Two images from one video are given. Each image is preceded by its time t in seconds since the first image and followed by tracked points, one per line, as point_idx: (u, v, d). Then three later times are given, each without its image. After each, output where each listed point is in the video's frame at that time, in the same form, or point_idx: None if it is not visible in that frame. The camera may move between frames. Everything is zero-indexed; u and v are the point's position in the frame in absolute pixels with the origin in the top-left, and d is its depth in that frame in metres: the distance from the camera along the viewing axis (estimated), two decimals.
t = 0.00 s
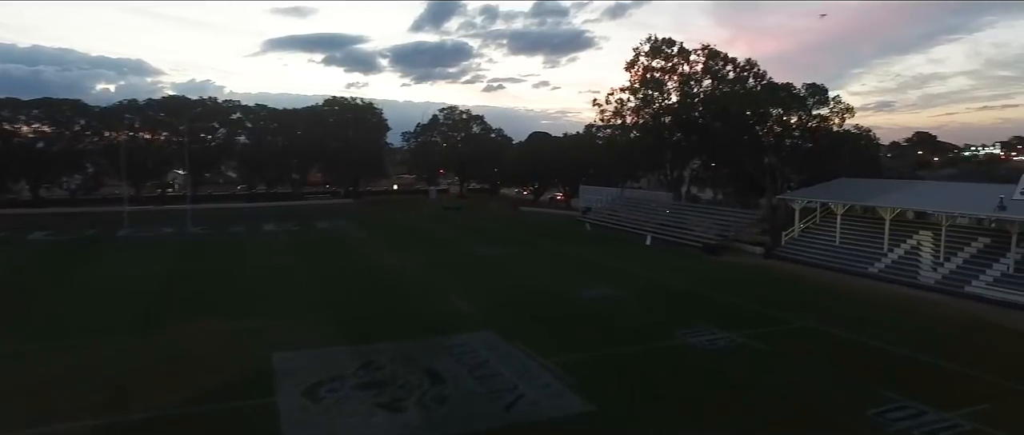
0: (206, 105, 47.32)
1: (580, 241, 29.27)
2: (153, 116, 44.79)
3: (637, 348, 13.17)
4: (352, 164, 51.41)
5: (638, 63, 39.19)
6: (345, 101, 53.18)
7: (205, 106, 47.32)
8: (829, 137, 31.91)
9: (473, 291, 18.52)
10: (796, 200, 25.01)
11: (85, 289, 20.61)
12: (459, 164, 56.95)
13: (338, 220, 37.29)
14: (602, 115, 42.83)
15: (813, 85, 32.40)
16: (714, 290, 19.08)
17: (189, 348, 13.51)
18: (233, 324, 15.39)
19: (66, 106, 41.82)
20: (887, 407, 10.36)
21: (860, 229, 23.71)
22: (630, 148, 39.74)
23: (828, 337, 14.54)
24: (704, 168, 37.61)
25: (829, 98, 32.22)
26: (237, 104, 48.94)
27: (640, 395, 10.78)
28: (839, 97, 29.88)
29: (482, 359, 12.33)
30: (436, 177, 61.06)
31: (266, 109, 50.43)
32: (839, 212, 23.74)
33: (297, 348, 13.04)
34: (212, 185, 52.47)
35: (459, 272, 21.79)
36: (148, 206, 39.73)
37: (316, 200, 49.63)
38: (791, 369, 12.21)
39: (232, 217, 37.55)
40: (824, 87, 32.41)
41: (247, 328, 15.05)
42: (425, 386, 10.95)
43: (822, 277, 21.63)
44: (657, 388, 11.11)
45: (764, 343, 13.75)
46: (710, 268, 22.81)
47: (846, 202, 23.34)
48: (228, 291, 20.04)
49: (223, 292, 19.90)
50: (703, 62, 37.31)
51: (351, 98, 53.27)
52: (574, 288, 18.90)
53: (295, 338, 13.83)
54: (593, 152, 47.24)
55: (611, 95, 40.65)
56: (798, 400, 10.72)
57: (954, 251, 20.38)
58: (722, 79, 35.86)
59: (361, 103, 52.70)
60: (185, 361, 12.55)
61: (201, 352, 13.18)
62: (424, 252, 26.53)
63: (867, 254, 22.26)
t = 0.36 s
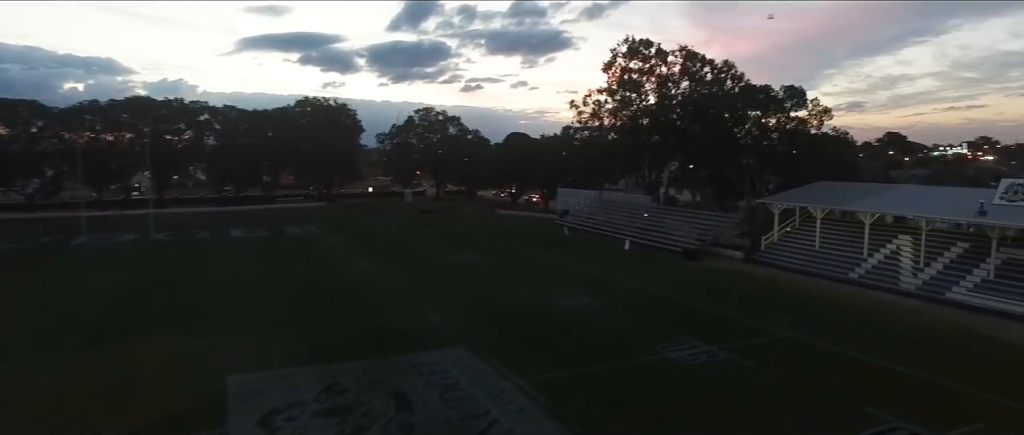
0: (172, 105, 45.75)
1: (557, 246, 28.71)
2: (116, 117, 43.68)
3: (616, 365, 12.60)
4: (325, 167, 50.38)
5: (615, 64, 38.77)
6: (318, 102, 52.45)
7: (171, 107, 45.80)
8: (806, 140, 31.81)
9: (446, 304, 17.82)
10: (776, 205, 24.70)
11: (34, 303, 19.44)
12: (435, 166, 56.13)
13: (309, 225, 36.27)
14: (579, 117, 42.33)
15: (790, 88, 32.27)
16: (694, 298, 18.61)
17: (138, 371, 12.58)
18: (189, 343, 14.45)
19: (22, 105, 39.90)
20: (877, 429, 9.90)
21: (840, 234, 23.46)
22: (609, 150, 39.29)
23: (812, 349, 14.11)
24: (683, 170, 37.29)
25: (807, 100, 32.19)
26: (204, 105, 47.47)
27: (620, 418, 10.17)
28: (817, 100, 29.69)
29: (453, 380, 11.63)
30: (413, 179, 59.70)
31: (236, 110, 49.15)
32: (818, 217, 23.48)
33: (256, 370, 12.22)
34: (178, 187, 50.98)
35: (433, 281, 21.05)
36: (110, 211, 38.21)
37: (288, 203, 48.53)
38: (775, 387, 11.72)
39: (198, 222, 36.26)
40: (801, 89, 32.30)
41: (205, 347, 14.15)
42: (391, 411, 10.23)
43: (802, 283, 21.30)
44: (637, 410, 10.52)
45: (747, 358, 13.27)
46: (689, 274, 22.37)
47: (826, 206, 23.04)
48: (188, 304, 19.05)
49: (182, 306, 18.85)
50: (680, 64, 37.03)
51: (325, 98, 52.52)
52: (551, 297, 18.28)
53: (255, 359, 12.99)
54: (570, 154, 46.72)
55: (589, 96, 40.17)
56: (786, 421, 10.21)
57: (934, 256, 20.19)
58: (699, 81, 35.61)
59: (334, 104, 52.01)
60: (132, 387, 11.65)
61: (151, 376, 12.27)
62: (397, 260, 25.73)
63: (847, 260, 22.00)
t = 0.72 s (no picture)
0: (139, 107, 44.22)
1: (535, 252, 28.06)
2: (78, 120, 41.60)
3: (595, 384, 12.00)
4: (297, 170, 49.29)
5: (594, 64, 38.26)
6: (290, 103, 51.57)
7: (137, 108, 44.09)
8: (786, 142, 31.58)
9: (418, 317, 17.10)
10: (756, 209, 24.34)
11: None
12: (411, 167, 55.25)
13: (280, 229, 35.20)
14: (557, 118, 41.74)
15: (769, 89, 31.96)
16: (675, 308, 18.10)
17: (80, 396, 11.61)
18: (141, 363, 13.49)
19: None
20: None
21: (821, 239, 23.16)
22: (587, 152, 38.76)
23: (796, 363, 13.66)
24: (661, 173, 36.90)
25: (787, 103, 31.95)
26: (171, 106, 46.07)
27: None
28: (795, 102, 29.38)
29: (423, 404, 10.90)
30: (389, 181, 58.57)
31: (204, 111, 47.92)
32: (799, 221, 23.15)
33: (210, 395, 11.36)
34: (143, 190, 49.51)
35: (406, 291, 20.25)
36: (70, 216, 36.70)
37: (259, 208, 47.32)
38: (761, 406, 11.20)
39: (163, 227, 34.95)
40: (779, 90, 31.96)
41: (158, 368, 13.21)
42: None
43: (784, 289, 20.91)
44: None
45: (730, 374, 12.76)
46: (670, 282, 21.88)
47: (807, 211, 22.71)
48: (145, 318, 18.02)
49: (137, 320, 17.81)
50: (658, 65, 36.64)
51: (298, 100, 51.68)
52: (528, 309, 17.61)
53: (209, 382, 12.12)
54: (548, 156, 46.13)
55: (567, 98, 39.58)
56: None
57: (916, 261, 19.91)
58: (678, 82, 35.25)
59: (307, 105, 51.19)
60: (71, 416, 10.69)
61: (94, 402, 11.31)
62: (370, 267, 24.88)
63: (828, 265, 21.68)
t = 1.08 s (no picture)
0: (102, 108, 42.53)
1: (512, 259, 27.39)
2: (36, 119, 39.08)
3: (572, 406, 11.37)
4: (269, 173, 48.24)
5: (571, 66, 37.70)
6: (261, 105, 50.74)
7: (99, 110, 42.42)
8: (765, 144, 31.33)
9: (389, 332, 16.34)
10: (736, 214, 23.93)
11: None
12: (386, 170, 54.29)
13: (248, 235, 34.07)
14: (535, 120, 41.10)
15: (750, 92, 31.65)
16: (655, 318, 17.57)
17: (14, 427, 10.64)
18: (86, 388, 12.52)
19: None
20: None
21: (802, 243, 22.83)
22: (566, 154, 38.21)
23: (781, 377, 13.19)
24: (640, 176, 36.48)
25: (767, 106, 31.65)
26: (136, 107, 44.59)
27: None
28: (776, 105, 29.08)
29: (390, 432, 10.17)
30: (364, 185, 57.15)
31: (171, 112, 46.58)
32: (779, 227, 22.77)
33: (159, 426, 10.51)
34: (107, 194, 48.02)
35: (377, 303, 19.47)
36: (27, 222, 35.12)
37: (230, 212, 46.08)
38: (747, 428, 10.66)
39: (126, 234, 33.62)
40: (760, 94, 31.64)
41: (105, 393, 12.26)
42: None
43: (766, 297, 20.50)
44: None
45: (713, 392, 12.22)
46: (649, 289, 21.35)
47: (787, 216, 22.34)
48: (98, 334, 16.98)
49: (88, 336, 16.74)
50: (637, 66, 36.20)
51: (270, 101, 50.71)
52: (504, 321, 16.92)
53: (160, 411, 11.24)
54: (525, 159, 45.48)
55: (544, 99, 38.95)
56: None
57: (897, 267, 19.63)
58: (657, 84, 34.85)
59: (279, 107, 50.18)
60: None
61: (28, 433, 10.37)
62: (340, 277, 23.99)
63: (809, 271, 21.33)
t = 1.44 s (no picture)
0: (59, 108, 40.42)
1: (487, 266, 26.67)
2: None
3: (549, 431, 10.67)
4: (240, 177, 46.99)
5: (548, 67, 37.10)
6: (230, 105, 49.43)
7: (57, 110, 40.38)
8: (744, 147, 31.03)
9: (357, 348, 15.51)
10: (716, 219, 23.46)
11: None
12: (360, 173, 53.18)
13: (214, 241, 32.88)
14: (512, 122, 40.45)
15: (729, 95, 31.66)
16: (635, 331, 16.96)
17: None
18: (24, 416, 11.55)
19: None
20: None
21: (782, 249, 22.43)
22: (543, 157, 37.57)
23: (767, 395, 12.64)
24: (618, 179, 35.93)
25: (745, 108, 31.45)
26: (97, 108, 42.85)
27: None
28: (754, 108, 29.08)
29: None
30: (337, 188, 55.93)
31: (134, 113, 45.03)
32: (760, 232, 22.36)
33: None
34: (66, 198, 46.34)
35: (345, 317, 18.60)
36: None
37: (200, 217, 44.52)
38: None
39: (85, 241, 32.15)
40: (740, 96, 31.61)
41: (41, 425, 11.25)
42: None
43: (747, 305, 20.02)
44: None
45: (697, 413, 11.61)
46: (629, 299, 20.77)
47: (768, 222, 21.90)
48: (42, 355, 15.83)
49: (33, 355, 15.66)
50: (614, 68, 35.74)
51: (240, 102, 49.45)
52: (478, 337, 16.19)
53: None
54: (502, 161, 44.71)
55: (521, 101, 38.28)
56: None
57: (879, 274, 19.30)
58: (635, 86, 34.40)
59: (249, 108, 48.93)
60: None
61: None
62: (308, 288, 23.05)
63: (791, 278, 20.91)
